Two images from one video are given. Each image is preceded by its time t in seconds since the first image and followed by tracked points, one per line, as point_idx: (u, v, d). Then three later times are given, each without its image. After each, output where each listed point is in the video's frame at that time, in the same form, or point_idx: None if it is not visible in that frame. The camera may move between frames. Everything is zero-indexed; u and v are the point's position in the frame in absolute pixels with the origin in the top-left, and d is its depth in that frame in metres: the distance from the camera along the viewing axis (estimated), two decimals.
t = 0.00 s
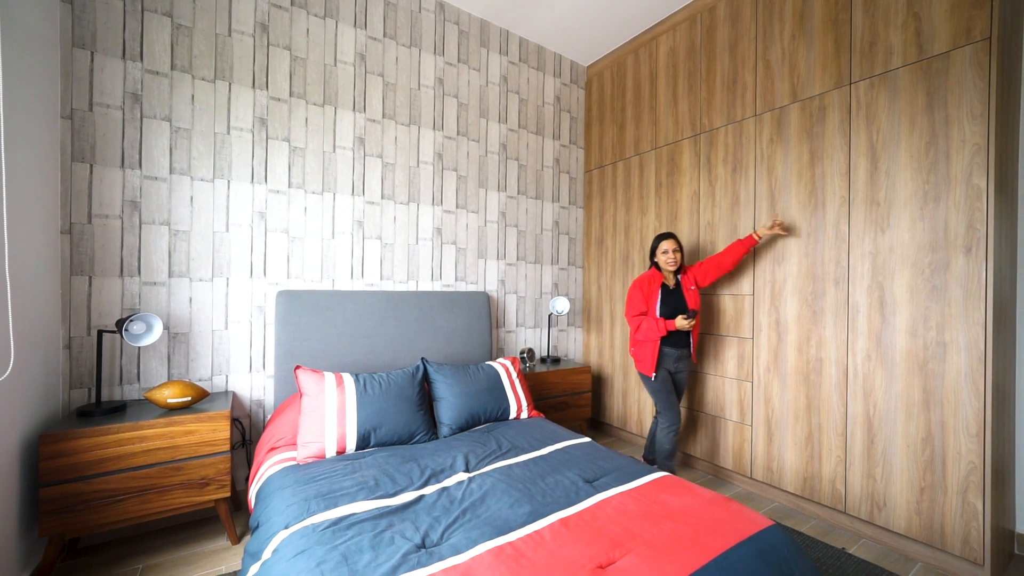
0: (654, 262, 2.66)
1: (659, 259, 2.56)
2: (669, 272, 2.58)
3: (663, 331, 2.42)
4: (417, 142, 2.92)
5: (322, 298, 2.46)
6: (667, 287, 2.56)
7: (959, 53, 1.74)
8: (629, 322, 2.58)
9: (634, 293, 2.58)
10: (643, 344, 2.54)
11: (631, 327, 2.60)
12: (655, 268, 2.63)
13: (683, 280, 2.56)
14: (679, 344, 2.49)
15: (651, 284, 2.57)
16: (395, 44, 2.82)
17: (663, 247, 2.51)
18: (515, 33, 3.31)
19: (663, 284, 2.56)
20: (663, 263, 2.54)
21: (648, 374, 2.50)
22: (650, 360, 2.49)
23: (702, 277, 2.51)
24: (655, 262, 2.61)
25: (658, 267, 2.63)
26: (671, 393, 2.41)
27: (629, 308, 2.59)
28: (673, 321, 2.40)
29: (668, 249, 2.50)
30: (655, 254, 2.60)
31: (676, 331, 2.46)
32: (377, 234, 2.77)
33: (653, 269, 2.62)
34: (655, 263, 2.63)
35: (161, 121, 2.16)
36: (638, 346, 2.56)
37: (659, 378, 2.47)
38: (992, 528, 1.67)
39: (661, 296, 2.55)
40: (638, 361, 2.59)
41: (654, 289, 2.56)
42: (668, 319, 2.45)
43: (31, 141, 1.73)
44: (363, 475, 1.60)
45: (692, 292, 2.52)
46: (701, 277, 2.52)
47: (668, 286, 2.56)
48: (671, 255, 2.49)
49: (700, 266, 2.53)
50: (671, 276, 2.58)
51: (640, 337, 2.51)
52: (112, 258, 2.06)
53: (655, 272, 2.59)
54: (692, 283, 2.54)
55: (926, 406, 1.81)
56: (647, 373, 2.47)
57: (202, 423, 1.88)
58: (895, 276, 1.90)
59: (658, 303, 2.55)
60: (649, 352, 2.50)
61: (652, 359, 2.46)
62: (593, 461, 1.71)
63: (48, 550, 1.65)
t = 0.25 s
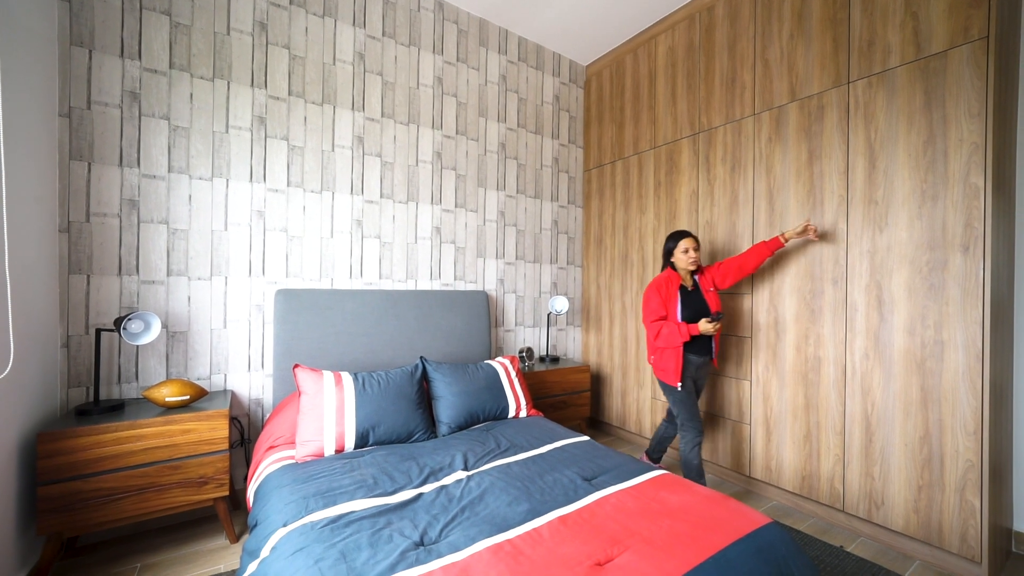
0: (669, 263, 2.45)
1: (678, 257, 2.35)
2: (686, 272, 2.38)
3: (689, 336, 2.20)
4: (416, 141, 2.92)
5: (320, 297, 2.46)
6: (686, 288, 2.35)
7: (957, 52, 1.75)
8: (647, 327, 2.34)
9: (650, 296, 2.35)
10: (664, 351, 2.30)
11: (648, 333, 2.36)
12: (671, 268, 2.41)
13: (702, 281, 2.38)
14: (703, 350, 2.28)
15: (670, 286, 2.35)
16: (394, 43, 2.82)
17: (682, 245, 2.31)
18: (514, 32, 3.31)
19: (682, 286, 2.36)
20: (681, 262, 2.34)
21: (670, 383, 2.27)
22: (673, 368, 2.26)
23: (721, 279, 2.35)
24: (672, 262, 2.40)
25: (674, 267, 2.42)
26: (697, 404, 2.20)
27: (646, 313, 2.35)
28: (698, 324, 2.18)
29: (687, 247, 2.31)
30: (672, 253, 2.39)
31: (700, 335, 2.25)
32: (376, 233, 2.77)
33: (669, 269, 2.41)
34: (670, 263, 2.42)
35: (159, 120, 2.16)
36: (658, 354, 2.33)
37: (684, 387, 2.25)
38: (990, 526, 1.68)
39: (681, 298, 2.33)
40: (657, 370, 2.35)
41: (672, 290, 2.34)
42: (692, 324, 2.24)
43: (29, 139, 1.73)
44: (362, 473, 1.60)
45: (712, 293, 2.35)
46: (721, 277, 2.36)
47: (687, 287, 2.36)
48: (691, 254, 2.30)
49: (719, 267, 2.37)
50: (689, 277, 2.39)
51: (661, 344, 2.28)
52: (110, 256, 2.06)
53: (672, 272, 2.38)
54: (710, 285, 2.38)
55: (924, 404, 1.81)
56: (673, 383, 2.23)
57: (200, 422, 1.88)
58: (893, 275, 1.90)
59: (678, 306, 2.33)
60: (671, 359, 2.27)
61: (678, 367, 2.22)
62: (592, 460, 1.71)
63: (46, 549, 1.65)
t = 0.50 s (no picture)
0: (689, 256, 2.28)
1: (704, 251, 2.18)
2: (709, 267, 2.24)
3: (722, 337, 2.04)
4: (415, 140, 2.92)
5: (318, 296, 2.46)
6: (709, 285, 2.21)
7: (953, 51, 1.75)
8: (671, 327, 2.14)
9: (675, 293, 2.15)
10: (690, 352, 2.14)
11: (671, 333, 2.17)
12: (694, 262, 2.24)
13: (723, 277, 2.26)
14: (726, 350, 2.17)
15: (696, 281, 2.17)
16: (392, 42, 2.82)
17: (710, 239, 2.16)
18: (513, 32, 3.32)
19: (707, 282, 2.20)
20: (705, 257, 2.19)
21: (696, 387, 2.13)
22: (699, 370, 2.12)
23: (743, 276, 2.25)
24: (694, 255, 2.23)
25: (696, 261, 2.24)
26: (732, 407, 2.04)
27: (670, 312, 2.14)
28: (730, 323, 2.04)
29: (712, 241, 2.16)
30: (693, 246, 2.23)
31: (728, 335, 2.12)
32: (374, 232, 2.77)
33: (692, 263, 2.23)
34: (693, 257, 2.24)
35: (157, 118, 2.16)
36: (683, 355, 2.16)
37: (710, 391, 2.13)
38: (986, 524, 1.68)
39: (707, 295, 2.18)
40: (680, 373, 2.19)
41: (698, 287, 2.18)
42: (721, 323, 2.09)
43: (26, 137, 1.72)
44: (359, 472, 1.60)
45: (735, 290, 2.24)
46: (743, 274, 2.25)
47: (710, 284, 2.22)
48: (717, 249, 2.16)
49: (741, 263, 2.26)
50: (711, 273, 2.25)
51: (689, 345, 2.10)
52: (108, 255, 2.05)
53: (696, 268, 2.19)
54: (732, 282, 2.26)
55: (921, 402, 1.82)
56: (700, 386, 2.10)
57: (197, 421, 1.88)
58: (890, 274, 1.91)
59: (704, 304, 2.17)
60: (698, 361, 2.12)
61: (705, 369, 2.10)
62: (590, 458, 1.72)
63: (42, 548, 1.65)
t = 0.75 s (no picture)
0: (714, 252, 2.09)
1: (733, 245, 1.98)
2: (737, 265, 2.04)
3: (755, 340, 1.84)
4: (412, 140, 2.91)
5: (315, 295, 2.46)
6: (738, 284, 2.02)
7: (949, 51, 1.75)
8: (697, 327, 1.92)
9: (704, 290, 1.93)
10: (715, 354, 1.92)
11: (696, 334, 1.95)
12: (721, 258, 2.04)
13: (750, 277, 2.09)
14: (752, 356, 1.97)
15: (727, 279, 1.96)
16: (389, 41, 2.82)
17: (743, 233, 1.97)
18: (510, 31, 3.31)
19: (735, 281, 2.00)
20: (734, 254, 1.99)
21: (721, 394, 1.91)
22: (725, 377, 1.90)
23: (770, 276, 2.12)
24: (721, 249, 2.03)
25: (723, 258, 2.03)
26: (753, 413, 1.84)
27: (698, 310, 1.92)
28: (763, 325, 1.86)
29: (744, 237, 1.97)
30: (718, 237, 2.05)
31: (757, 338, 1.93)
32: (371, 231, 2.76)
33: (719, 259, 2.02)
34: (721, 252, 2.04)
35: (153, 117, 2.15)
36: (707, 359, 1.93)
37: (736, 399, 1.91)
38: (982, 522, 1.69)
39: (736, 295, 1.99)
40: (702, 377, 1.97)
41: (728, 285, 1.97)
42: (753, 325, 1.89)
43: (21, 135, 1.72)
44: (355, 471, 1.60)
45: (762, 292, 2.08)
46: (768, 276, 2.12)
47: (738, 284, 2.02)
48: (749, 246, 1.97)
49: (767, 263, 2.14)
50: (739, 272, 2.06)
51: (717, 348, 1.88)
52: (103, 254, 2.05)
53: (725, 264, 1.99)
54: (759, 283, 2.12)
55: (918, 401, 1.82)
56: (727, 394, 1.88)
57: (193, 420, 1.88)
58: (886, 273, 1.91)
59: (733, 304, 1.97)
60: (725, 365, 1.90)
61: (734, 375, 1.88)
62: (586, 457, 1.71)
63: (36, 548, 1.64)
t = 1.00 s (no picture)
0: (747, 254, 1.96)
1: (767, 247, 1.86)
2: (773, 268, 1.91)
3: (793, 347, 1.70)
4: (407, 139, 2.91)
5: (310, 295, 2.45)
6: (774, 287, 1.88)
7: (941, 52, 1.76)
8: (729, 334, 1.79)
9: (736, 294, 1.80)
10: (749, 362, 1.79)
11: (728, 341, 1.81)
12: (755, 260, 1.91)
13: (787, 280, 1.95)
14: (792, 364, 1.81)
15: (761, 282, 1.83)
16: (384, 41, 2.81)
17: (776, 234, 1.84)
18: (506, 31, 3.31)
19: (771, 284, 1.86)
20: (768, 256, 1.87)
21: (757, 405, 1.77)
22: (761, 387, 1.76)
23: (810, 282, 1.98)
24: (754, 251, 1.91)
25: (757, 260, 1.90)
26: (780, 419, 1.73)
27: (729, 315, 1.79)
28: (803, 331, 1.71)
29: (779, 238, 1.84)
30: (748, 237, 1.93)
31: (797, 345, 1.78)
32: (366, 231, 2.75)
33: (752, 260, 1.90)
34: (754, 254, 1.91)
35: (145, 116, 2.14)
36: (741, 367, 1.80)
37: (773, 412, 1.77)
38: (973, 521, 1.69)
39: (772, 299, 1.84)
40: (736, 388, 1.83)
41: (762, 288, 1.84)
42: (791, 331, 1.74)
43: (11, 134, 1.71)
44: (348, 472, 1.59)
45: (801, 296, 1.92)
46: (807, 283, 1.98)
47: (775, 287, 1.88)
48: (784, 246, 1.84)
49: (807, 269, 1.99)
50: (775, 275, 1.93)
51: (751, 355, 1.74)
52: (95, 254, 2.03)
53: (760, 266, 1.86)
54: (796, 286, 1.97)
55: (910, 401, 1.83)
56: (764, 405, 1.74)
57: (185, 421, 1.86)
58: (879, 273, 1.92)
59: (769, 309, 1.83)
60: (760, 374, 1.77)
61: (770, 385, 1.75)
62: (580, 457, 1.71)
63: (26, 550, 1.63)
